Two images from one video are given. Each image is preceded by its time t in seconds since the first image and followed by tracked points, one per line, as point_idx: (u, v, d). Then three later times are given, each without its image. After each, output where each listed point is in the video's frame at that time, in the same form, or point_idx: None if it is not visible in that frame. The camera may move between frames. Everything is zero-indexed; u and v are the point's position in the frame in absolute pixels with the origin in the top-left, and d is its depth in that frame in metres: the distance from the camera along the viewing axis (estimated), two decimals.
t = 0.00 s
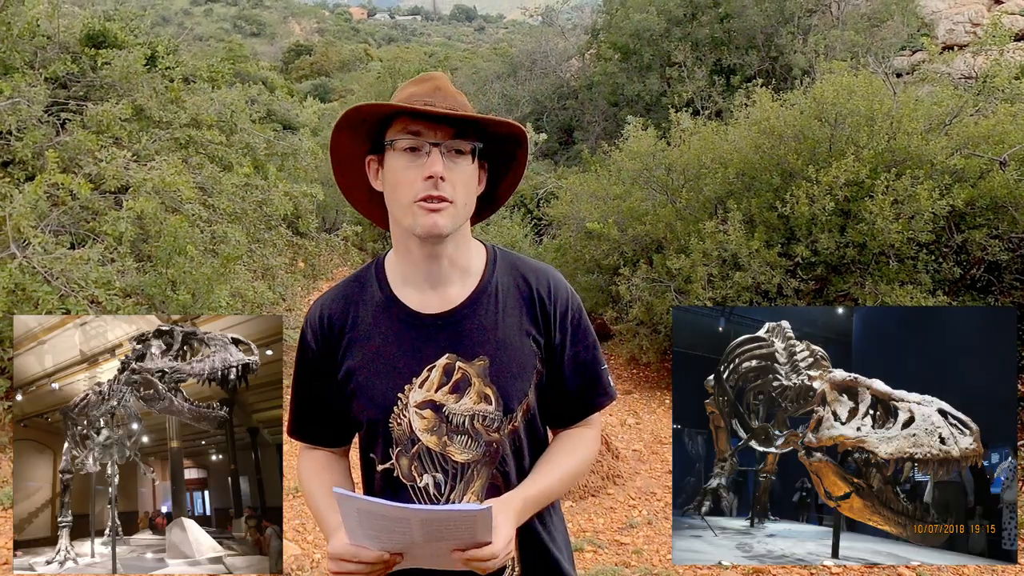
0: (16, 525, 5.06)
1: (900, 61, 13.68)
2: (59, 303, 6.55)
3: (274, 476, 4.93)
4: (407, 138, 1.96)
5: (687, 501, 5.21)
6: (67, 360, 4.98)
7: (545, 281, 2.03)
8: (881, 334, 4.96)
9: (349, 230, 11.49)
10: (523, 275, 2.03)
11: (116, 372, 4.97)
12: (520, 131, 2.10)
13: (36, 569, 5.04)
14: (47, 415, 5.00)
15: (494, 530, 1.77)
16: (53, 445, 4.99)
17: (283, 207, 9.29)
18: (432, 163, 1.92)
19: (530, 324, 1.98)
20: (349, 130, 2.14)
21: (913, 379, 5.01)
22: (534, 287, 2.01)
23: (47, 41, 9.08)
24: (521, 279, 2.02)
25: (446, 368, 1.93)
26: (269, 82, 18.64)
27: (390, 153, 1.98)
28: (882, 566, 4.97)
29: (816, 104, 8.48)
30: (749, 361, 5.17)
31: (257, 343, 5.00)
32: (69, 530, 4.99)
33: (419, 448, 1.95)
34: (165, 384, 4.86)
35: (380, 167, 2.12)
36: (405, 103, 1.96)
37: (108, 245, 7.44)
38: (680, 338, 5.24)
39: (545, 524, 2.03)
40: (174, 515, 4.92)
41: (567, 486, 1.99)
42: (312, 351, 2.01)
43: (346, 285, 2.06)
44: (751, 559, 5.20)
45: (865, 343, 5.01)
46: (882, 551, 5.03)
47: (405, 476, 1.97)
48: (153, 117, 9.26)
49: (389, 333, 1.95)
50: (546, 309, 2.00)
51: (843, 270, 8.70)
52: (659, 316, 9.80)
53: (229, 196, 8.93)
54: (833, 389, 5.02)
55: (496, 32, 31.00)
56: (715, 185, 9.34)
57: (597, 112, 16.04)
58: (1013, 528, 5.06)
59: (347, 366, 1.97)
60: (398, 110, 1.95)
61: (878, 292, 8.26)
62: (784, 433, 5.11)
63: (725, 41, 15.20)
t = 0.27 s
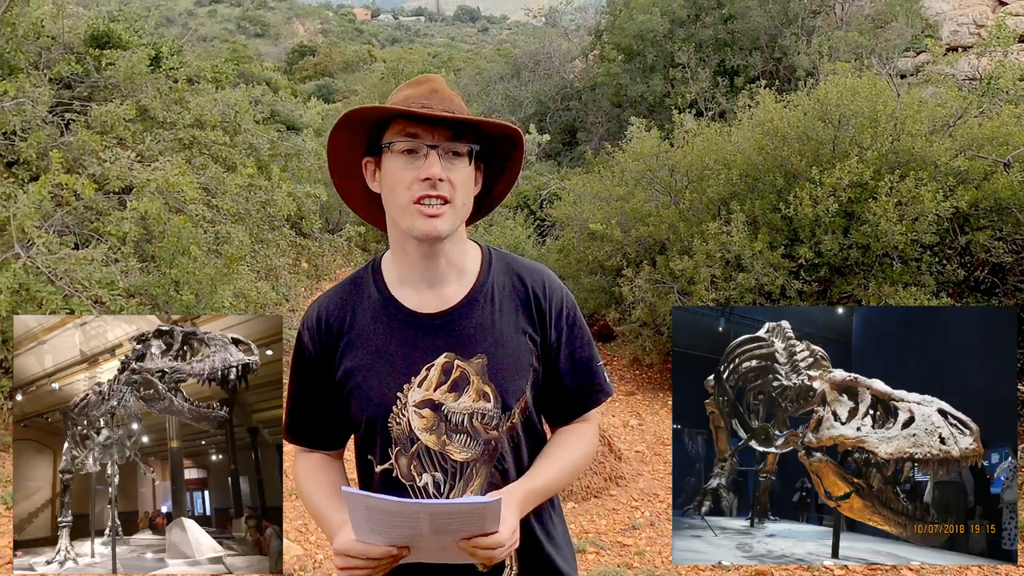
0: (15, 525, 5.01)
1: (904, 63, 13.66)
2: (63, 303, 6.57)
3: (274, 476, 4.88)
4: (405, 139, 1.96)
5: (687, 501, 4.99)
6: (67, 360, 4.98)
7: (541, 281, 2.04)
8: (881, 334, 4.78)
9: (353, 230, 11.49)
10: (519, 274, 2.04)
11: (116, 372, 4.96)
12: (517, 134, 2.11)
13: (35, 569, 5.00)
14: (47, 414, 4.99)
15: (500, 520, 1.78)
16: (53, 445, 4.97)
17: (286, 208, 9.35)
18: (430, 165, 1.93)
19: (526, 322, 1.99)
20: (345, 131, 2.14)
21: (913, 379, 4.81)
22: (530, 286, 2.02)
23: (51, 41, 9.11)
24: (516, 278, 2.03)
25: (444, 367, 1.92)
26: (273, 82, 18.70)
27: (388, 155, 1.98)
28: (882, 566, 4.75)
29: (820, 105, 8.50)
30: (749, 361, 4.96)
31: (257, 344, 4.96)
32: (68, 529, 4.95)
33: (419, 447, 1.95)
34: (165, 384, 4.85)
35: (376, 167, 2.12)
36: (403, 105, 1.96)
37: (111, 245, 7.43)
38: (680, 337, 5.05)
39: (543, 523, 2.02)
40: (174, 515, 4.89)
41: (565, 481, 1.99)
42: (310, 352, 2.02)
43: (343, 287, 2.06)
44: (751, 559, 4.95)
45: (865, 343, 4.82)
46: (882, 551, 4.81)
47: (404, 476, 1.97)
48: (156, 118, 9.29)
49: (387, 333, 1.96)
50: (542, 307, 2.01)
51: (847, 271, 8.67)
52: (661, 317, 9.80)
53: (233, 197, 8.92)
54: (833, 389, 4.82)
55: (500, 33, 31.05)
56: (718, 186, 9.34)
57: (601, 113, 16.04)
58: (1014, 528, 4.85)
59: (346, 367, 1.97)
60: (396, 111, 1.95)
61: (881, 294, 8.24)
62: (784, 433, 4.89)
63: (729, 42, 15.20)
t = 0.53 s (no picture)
0: (16, 525, 5.02)
1: (907, 63, 13.63)
2: (66, 304, 6.58)
3: (274, 476, 4.89)
4: (409, 143, 2.02)
5: (686, 501, 4.98)
6: (67, 360, 4.96)
7: (539, 277, 2.11)
8: (881, 334, 4.77)
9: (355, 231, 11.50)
10: (519, 272, 2.10)
11: (116, 372, 4.94)
12: (519, 137, 2.18)
13: (36, 569, 5.01)
14: (47, 414, 4.97)
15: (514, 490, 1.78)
16: (53, 445, 4.96)
17: (289, 208, 9.38)
18: (435, 169, 1.99)
19: (527, 318, 2.05)
20: (349, 133, 2.19)
21: (913, 379, 4.80)
22: (530, 282, 2.09)
23: (54, 42, 9.12)
24: (517, 276, 2.10)
25: (447, 365, 1.99)
26: (275, 83, 18.72)
27: (392, 158, 2.05)
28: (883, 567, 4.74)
29: (822, 106, 8.50)
30: (749, 361, 4.95)
31: (257, 343, 4.98)
32: (69, 529, 4.95)
33: (422, 444, 2.01)
34: (165, 384, 4.84)
35: (379, 168, 2.18)
36: (408, 108, 2.02)
37: (114, 246, 7.43)
38: (680, 338, 5.06)
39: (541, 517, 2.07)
40: (174, 515, 4.90)
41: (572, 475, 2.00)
42: (313, 350, 2.04)
43: (345, 286, 2.10)
44: (751, 559, 4.95)
45: (865, 343, 4.81)
46: (882, 551, 4.80)
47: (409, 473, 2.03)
48: (159, 119, 9.30)
49: (390, 331, 2.01)
50: (541, 303, 2.08)
51: (849, 272, 8.65)
52: (663, 318, 9.79)
53: (235, 198, 8.93)
54: (833, 389, 4.80)
55: (501, 34, 31.05)
56: (720, 187, 9.33)
57: (603, 114, 16.04)
58: (1014, 528, 4.85)
59: (349, 366, 2.01)
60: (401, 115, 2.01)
61: (883, 294, 8.22)
62: (784, 433, 4.88)
63: (731, 42, 15.19)
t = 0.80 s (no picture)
0: (15, 525, 5.00)
1: (907, 61, 13.62)
2: (66, 303, 6.59)
3: (274, 476, 4.94)
4: (418, 146, 2.04)
5: (686, 501, 4.99)
6: (67, 360, 4.95)
7: (544, 272, 2.15)
8: (881, 335, 4.73)
9: (356, 229, 11.49)
10: (524, 269, 2.14)
11: (116, 372, 4.93)
12: (528, 137, 2.20)
13: (36, 569, 5.00)
14: (47, 415, 4.94)
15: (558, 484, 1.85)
16: (53, 445, 4.92)
17: (289, 207, 9.36)
18: (446, 173, 2.02)
19: (534, 313, 2.09)
20: (353, 131, 2.18)
21: (912, 379, 4.78)
22: (535, 277, 2.13)
23: (54, 41, 9.12)
24: (522, 274, 2.13)
25: (457, 360, 2.01)
26: (275, 82, 18.73)
27: (403, 159, 2.06)
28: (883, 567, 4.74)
29: (823, 105, 8.49)
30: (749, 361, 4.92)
31: (257, 343, 5.00)
32: (69, 529, 4.94)
33: (433, 441, 2.03)
34: (165, 384, 4.83)
35: (386, 165, 2.18)
36: (418, 109, 2.02)
37: (114, 245, 7.43)
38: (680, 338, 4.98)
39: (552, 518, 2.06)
40: (174, 515, 4.90)
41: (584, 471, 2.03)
42: (322, 345, 2.01)
43: (351, 282, 2.10)
44: (751, 559, 4.96)
45: (865, 343, 4.77)
46: (882, 551, 4.80)
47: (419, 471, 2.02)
48: (159, 118, 9.30)
49: (401, 326, 2.02)
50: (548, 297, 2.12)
51: (849, 270, 8.65)
52: (664, 317, 9.79)
53: (236, 196, 8.92)
54: (833, 389, 4.79)
55: (502, 33, 31.05)
56: (721, 186, 9.33)
57: (604, 112, 16.03)
58: (1014, 528, 4.84)
59: (358, 361, 1.99)
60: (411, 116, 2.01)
61: (884, 293, 8.22)
62: (784, 433, 4.87)
63: (732, 41, 15.18)
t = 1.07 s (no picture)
0: (15, 525, 5.00)
1: (910, 63, 13.61)
2: (69, 305, 6.61)
3: (274, 476, 4.93)
4: (429, 147, 2.00)
5: (687, 501, 4.93)
6: (67, 360, 4.93)
7: (555, 279, 2.12)
8: (881, 335, 4.73)
9: (358, 231, 11.50)
10: (536, 275, 2.10)
11: (116, 372, 4.94)
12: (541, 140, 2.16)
13: (35, 569, 5.00)
14: (46, 415, 4.93)
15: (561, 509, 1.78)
16: (52, 445, 4.92)
17: (291, 209, 9.35)
18: (457, 175, 1.98)
19: (544, 320, 2.06)
20: (367, 137, 2.16)
21: (913, 379, 4.79)
22: (546, 283, 2.10)
23: (57, 43, 9.14)
24: (533, 279, 2.10)
25: (466, 366, 1.97)
26: (277, 83, 18.76)
27: (413, 162, 2.03)
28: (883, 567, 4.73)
29: (825, 107, 8.50)
30: (749, 361, 4.88)
31: (257, 343, 4.99)
32: (69, 529, 4.94)
33: (441, 446, 2.00)
34: (165, 384, 4.85)
35: (399, 169, 2.15)
36: (430, 110, 2.00)
37: (116, 247, 7.44)
38: (679, 338, 4.91)
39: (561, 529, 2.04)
40: (174, 515, 4.91)
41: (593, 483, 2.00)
42: (331, 350, 1.99)
43: (361, 284, 2.07)
44: (751, 560, 4.92)
45: (865, 344, 4.78)
46: (882, 551, 4.79)
47: (426, 477, 2.00)
48: (162, 120, 9.32)
49: (409, 331, 1.99)
50: (558, 304, 2.09)
51: (851, 273, 8.64)
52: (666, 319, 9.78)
53: (238, 198, 8.94)
54: (833, 389, 4.78)
55: (504, 35, 31.10)
56: (723, 188, 9.33)
57: (606, 114, 16.02)
58: (1013, 528, 4.85)
59: (367, 365, 1.98)
60: (423, 118, 1.99)
61: (886, 296, 8.21)
62: (784, 433, 4.85)
63: (734, 43, 15.19)
